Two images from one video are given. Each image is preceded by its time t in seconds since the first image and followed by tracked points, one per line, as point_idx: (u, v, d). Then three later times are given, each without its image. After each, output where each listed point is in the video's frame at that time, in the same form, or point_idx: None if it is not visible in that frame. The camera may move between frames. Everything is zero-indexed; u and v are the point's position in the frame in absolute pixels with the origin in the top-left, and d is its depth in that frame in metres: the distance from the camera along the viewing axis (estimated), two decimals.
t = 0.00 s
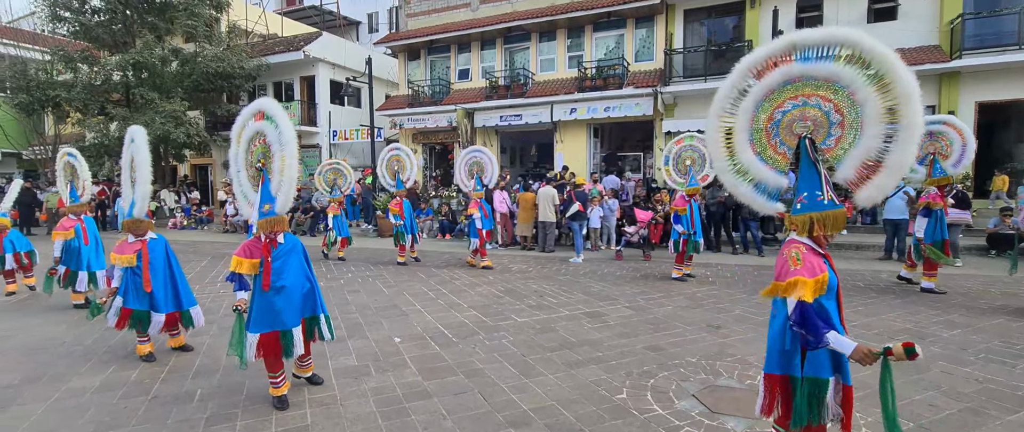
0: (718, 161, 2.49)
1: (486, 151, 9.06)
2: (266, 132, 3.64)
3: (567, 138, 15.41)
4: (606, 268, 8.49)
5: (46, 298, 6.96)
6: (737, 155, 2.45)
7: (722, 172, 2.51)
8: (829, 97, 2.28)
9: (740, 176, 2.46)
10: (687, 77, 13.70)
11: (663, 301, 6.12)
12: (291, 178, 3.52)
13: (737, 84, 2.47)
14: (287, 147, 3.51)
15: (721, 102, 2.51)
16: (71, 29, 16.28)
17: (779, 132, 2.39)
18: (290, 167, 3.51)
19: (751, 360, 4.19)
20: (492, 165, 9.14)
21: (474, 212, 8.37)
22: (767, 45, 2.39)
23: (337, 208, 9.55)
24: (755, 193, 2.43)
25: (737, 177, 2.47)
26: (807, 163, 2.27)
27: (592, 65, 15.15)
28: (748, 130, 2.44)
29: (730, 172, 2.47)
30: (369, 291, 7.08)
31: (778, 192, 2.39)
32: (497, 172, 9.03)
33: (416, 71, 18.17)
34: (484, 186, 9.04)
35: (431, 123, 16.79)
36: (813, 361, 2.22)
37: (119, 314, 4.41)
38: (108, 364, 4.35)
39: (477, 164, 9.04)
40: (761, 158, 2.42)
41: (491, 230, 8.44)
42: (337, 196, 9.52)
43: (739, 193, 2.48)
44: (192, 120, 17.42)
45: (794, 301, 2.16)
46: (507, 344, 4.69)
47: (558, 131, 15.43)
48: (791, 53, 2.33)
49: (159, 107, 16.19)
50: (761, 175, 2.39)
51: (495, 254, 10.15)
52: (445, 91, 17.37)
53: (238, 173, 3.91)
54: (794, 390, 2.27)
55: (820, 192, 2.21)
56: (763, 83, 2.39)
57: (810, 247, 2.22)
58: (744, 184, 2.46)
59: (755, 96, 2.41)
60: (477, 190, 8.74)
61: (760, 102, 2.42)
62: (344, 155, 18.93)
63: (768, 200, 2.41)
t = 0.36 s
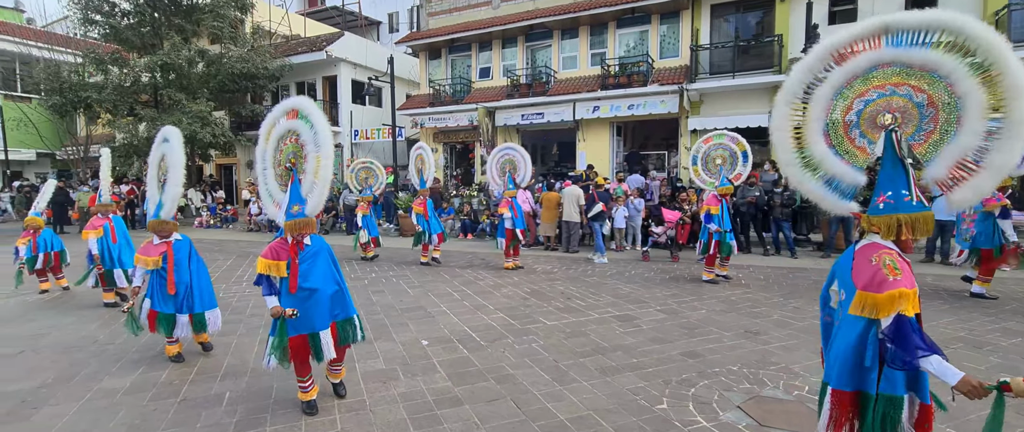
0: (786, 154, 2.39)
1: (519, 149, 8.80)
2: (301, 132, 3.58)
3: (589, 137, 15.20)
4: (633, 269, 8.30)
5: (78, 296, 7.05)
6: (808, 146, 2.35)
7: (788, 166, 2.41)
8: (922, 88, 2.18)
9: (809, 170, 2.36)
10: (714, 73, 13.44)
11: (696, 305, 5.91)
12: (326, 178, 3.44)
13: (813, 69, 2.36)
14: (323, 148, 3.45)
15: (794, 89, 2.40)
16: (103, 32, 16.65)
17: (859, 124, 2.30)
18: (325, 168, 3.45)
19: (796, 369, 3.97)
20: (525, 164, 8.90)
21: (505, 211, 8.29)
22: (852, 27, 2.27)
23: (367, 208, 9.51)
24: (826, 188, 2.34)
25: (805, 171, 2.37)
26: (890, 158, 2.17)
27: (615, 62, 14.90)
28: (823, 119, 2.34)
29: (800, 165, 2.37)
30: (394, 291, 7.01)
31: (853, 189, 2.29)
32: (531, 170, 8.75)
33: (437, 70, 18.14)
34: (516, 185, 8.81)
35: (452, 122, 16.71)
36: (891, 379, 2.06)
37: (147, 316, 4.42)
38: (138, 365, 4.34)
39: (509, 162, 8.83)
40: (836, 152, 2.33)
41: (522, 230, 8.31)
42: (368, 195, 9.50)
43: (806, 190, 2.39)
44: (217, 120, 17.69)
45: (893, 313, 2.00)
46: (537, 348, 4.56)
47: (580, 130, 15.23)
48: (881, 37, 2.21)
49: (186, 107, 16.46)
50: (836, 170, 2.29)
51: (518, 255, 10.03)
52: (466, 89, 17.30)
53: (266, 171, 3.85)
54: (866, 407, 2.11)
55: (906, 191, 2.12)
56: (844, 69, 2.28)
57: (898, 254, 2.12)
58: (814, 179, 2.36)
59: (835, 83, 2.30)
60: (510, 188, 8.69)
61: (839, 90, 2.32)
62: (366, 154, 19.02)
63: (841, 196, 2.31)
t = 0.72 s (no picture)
0: (860, 147, 2.27)
1: (557, 148, 8.58)
2: (330, 129, 3.49)
3: (615, 136, 14.97)
4: (663, 271, 8.09)
5: (113, 294, 7.17)
6: (885, 139, 2.22)
7: (862, 160, 2.28)
8: (1017, 77, 2.14)
9: (886, 165, 2.25)
10: (743, 69, 13.09)
11: (733, 309, 5.70)
12: (356, 177, 3.36)
13: (896, 54, 2.22)
14: (352, 144, 3.36)
15: (872, 76, 2.26)
16: (136, 36, 17.07)
17: (944, 115, 2.20)
18: (355, 166, 3.36)
19: (848, 379, 3.76)
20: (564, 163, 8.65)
21: (540, 210, 8.12)
22: (941, 8, 2.15)
23: (398, 207, 9.43)
24: (904, 185, 2.23)
25: (881, 166, 2.25)
26: (984, 153, 2.13)
27: (641, 59, 14.62)
28: (905, 110, 2.21)
29: (878, 160, 2.25)
30: (421, 291, 6.95)
31: (934, 185, 2.21)
32: (569, 171, 8.51)
33: (460, 69, 18.10)
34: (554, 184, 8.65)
35: (476, 122, 16.65)
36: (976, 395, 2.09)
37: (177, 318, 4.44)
38: (171, 364, 4.35)
39: (546, 161, 8.59)
40: (916, 145, 2.22)
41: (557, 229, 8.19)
42: (398, 194, 9.37)
43: (880, 186, 2.28)
44: (245, 121, 17.97)
45: (979, 328, 2.01)
46: (571, 353, 4.42)
47: (605, 128, 15.01)
48: (976, 20, 2.12)
49: (215, 109, 16.74)
50: (918, 165, 2.18)
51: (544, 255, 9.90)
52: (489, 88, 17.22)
53: (294, 170, 3.78)
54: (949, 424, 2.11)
55: (1002, 190, 2.10)
56: (932, 54, 2.16)
57: (982, 259, 2.10)
58: (889, 175, 2.26)
59: (922, 69, 2.18)
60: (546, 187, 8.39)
61: (924, 77, 2.20)
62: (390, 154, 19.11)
63: (921, 193, 2.22)
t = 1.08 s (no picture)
0: (935, 146, 2.29)
1: (590, 146, 8.42)
2: (366, 125, 3.46)
3: (635, 134, 14.80)
4: (690, 271, 7.95)
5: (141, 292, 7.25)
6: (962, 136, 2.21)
7: (939, 160, 2.29)
8: None
9: (966, 165, 2.21)
10: (767, 67, 12.84)
11: (766, 311, 5.56)
12: (395, 174, 3.34)
13: (979, 48, 2.22)
14: (393, 142, 3.36)
15: (952, 72, 2.27)
16: (160, 37, 17.36)
17: None
18: (395, 163, 3.35)
19: (895, 385, 3.62)
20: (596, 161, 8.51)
21: (571, 210, 8.15)
22: None
23: (423, 206, 9.37)
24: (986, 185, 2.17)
25: (959, 165, 2.23)
26: None
27: (662, 56, 14.44)
28: (988, 106, 2.17)
29: (954, 158, 2.25)
30: (446, 291, 6.91)
31: None
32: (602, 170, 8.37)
33: (478, 68, 18.08)
34: (586, 183, 8.45)
35: (494, 121, 16.59)
36: None
37: (215, 316, 4.44)
38: (203, 363, 4.36)
39: (579, 159, 8.44)
40: (1002, 142, 2.14)
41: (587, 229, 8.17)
42: (422, 193, 9.30)
43: (959, 186, 2.24)
44: (265, 120, 18.16)
45: None
46: (603, 354, 4.34)
47: (625, 127, 14.84)
48: None
49: (236, 108, 16.92)
50: (1003, 164, 2.11)
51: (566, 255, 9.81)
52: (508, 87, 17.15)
53: (325, 166, 3.74)
54: None
55: None
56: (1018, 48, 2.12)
57: None
58: (970, 175, 2.21)
59: (1009, 64, 2.15)
60: (578, 186, 8.35)
61: (1013, 73, 2.16)
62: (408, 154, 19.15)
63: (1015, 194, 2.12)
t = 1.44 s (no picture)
0: (1013, 143, 1.97)
1: (612, 144, 8.42)
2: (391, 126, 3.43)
3: (647, 134, 14.73)
4: (708, 272, 7.89)
5: (160, 291, 7.27)
6: None
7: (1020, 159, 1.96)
8: None
9: None
10: (782, 66, 12.73)
11: (791, 312, 5.50)
12: (414, 178, 3.26)
13: None
14: (411, 144, 3.27)
15: None
16: (173, 37, 17.46)
17: None
18: (413, 166, 3.26)
19: (932, 387, 3.56)
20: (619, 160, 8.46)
21: (596, 212, 7.97)
22: None
23: (439, 206, 9.25)
24: None
25: None
26: None
27: (675, 55, 14.36)
28: None
29: None
30: (464, 291, 6.89)
31: None
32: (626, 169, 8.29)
33: (488, 68, 18.05)
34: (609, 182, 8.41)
35: (505, 120, 16.55)
36: None
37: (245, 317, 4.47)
38: (229, 362, 4.36)
39: (603, 159, 8.43)
40: None
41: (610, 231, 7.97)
42: (440, 193, 9.16)
43: None
44: (276, 120, 18.22)
45: None
46: (631, 355, 4.30)
47: (637, 126, 14.78)
48: None
49: (249, 108, 16.99)
50: None
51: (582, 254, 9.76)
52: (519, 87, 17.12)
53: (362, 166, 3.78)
54: None
55: None
56: None
57: None
58: None
59: None
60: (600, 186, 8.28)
61: None
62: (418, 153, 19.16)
63: None
